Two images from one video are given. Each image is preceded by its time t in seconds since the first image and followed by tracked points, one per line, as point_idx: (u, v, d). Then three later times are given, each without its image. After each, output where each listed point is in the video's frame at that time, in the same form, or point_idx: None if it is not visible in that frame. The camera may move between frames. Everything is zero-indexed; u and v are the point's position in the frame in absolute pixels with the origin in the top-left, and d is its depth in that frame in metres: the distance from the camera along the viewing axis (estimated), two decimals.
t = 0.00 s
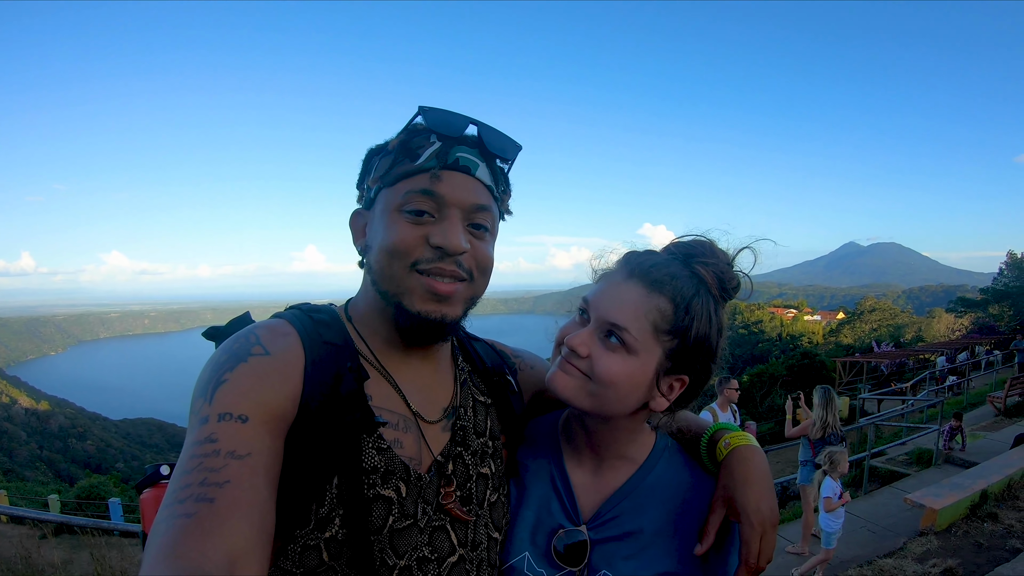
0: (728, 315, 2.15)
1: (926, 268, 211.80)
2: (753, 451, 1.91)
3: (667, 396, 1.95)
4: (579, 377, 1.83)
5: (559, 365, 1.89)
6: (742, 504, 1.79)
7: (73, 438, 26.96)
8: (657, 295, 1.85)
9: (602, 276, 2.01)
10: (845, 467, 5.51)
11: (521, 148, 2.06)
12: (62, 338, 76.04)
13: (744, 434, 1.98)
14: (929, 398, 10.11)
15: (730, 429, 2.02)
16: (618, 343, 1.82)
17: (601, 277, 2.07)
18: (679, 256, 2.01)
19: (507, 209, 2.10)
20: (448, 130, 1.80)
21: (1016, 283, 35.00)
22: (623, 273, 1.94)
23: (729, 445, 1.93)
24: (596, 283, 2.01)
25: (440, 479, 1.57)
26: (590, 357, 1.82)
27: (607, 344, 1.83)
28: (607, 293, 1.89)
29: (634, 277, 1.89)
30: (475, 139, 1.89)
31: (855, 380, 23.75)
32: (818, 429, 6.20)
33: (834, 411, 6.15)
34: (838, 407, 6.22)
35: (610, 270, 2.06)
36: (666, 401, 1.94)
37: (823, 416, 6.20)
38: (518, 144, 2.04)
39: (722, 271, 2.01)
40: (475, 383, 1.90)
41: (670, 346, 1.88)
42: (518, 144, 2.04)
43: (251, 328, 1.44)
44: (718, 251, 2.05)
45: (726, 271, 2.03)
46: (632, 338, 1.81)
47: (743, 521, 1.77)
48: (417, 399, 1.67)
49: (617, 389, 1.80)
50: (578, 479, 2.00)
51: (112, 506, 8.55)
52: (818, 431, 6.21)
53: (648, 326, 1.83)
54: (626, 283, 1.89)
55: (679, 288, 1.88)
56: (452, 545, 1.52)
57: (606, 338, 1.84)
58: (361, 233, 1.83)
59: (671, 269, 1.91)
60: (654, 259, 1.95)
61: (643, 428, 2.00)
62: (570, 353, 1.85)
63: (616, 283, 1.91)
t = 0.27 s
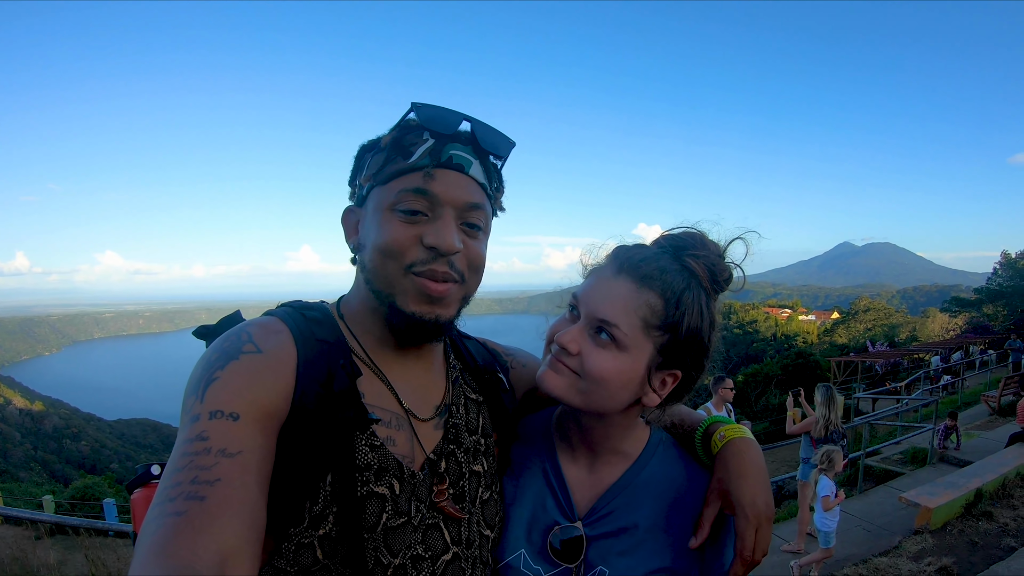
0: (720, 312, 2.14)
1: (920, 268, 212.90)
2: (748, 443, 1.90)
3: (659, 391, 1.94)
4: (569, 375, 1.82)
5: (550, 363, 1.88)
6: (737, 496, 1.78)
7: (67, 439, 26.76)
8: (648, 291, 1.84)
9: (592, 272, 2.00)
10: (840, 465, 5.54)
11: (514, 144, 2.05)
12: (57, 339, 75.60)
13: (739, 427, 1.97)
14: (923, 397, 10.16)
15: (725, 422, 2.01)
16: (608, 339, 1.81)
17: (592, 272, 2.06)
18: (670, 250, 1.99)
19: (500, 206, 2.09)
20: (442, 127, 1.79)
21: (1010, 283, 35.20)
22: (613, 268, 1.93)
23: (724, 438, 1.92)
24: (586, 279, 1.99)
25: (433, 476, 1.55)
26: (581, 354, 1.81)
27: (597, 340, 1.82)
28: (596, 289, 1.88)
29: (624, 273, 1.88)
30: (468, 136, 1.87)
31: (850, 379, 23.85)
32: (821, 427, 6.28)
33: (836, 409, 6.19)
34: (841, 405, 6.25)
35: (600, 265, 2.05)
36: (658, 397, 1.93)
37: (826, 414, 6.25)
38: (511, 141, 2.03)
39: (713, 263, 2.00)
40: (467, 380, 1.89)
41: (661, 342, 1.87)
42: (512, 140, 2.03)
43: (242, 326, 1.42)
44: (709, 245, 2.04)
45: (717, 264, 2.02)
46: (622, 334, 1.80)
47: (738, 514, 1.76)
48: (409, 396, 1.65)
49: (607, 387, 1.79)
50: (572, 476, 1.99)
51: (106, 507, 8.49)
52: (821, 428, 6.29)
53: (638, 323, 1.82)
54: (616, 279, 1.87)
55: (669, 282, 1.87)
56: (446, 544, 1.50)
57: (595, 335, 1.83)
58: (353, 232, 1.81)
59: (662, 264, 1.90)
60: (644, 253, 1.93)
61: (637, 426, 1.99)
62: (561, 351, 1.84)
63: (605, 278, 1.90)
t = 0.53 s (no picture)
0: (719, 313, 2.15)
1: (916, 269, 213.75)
2: (750, 445, 1.90)
3: (659, 394, 1.94)
4: (569, 379, 1.83)
5: (550, 367, 1.88)
6: (738, 497, 1.78)
7: (63, 439, 26.60)
8: (648, 295, 1.84)
9: (592, 275, 2.01)
10: (835, 465, 5.55)
11: (510, 141, 2.05)
12: (52, 338, 75.25)
13: (740, 428, 1.97)
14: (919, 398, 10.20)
15: (725, 424, 2.02)
16: (608, 343, 1.82)
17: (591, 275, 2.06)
18: (670, 252, 2.00)
19: (498, 205, 2.09)
20: (439, 127, 1.78)
21: (1005, 284, 35.40)
22: (612, 271, 1.93)
23: (725, 439, 1.92)
24: (585, 282, 2.00)
25: (433, 479, 1.55)
26: (580, 358, 1.81)
27: (597, 344, 1.82)
28: (597, 292, 1.88)
29: (624, 276, 1.88)
30: (465, 135, 1.87)
31: (846, 380, 23.94)
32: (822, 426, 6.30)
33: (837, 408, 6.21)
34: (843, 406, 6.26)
35: (600, 268, 2.05)
36: (658, 400, 1.94)
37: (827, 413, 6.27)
38: (507, 137, 2.03)
39: (712, 264, 2.01)
40: (466, 383, 1.89)
41: (661, 345, 1.87)
42: (507, 137, 2.03)
43: (242, 328, 1.42)
44: (707, 246, 2.05)
45: (717, 264, 2.02)
46: (622, 337, 1.81)
47: (740, 515, 1.77)
48: (409, 399, 1.65)
49: (608, 390, 1.79)
50: (572, 478, 1.99)
51: (102, 507, 8.44)
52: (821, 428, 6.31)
53: (638, 326, 1.82)
54: (615, 282, 1.88)
55: (670, 285, 1.87)
56: (446, 546, 1.50)
57: (596, 339, 1.83)
58: (352, 236, 1.81)
59: (661, 266, 1.90)
60: (644, 256, 1.93)
61: (637, 427, 1.99)
62: (561, 355, 1.85)
63: (605, 282, 1.90)
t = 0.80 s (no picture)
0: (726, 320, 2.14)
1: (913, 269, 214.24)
2: (755, 454, 1.90)
3: (666, 403, 1.95)
4: (577, 388, 1.83)
5: (557, 376, 1.89)
6: (742, 506, 1.79)
7: (60, 438, 26.54)
8: (656, 304, 1.84)
9: (599, 283, 2.00)
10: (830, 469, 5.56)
11: (510, 144, 2.05)
12: (49, 338, 75.09)
13: (744, 436, 1.97)
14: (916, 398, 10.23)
15: (730, 431, 2.02)
16: (616, 353, 1.82)
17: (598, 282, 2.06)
18: (678, 260, 2.00)
19: (499, 207, 2.08)
20: (438, 130, 1.78)
21: (1003, 284, 35.49)
22: (620, 280, 1.93)
23: (730, 448, 1.93)
24: (593, 290, 2.00)
25: (434, 488, 1.55)
26: (588, 367, 1.81)
27: (605, 353, 1.82)
28: (605, 301, 1.87)
29: (633, 284, 1.88)
30: (465, 138, 1.87)
31: (844, 380, 23.99)
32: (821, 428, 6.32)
33: (837, 410, 6.22)
34: (843, 408, 6.28)
35: (607, 275, 2.05)
36: (665, 409, 1.94)
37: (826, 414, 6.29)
38: (508, 141, 2.02)
39: (720, 274, 2.01)
40: (467, 390, 1.89)
41: (669, 354, 1.87)
42: (508, 140, 2.02)
43: (240, 336, 1.41)
44: (715, 253, 2.05)
45: (724, 273, 2.02)
46: (630, 347, 1.81)
47: (745, 524, 1.77)
48: (410, 408, 1.65)
49: (615, 400, 1.79)
50: (576, 484, 1.99)
51: (101, 508, 8.43)
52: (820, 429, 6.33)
53: (647, 334, 1.82)
54: (623, 291, 1.88)
55: (678, 295, 1.87)
56: (447, 555, 1.50)
57: (603, 348, 1.83)
58: (351, 240, 1.80)
59: (669, 275, 1.90)
60: (653, 265, 1.93)
61: (640, 434, 1.99)
62: (568, 364, 1.85)
63: (613, 290, 1.90)
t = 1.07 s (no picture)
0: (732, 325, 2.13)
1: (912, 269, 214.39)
2: (760, 460, 1.89)
3: (672, 412, 1.94)
4: (584, 398, 1.83)
5: (563, 386, 1.88)
6: (749, 513, 1.78)
7: (60, 438, 26.54)
8: (663, 313, 1.84)
9: (605, 291, 2.00)
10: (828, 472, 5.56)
11: (514, 147, 2.04)
12: (49, 337, 75.05)
13: (749, 441, 1.97)
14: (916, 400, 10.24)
15: (735, 436, 2.01)
16: (623, 363, 1.81)
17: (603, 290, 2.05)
18: (685, 267, 1.99)
19: (501, 211, 2.08)
20: (438, 133, 1.78)
21: (1002, 285, 35.53)
22: (627, 288, 1.92)
23: (735, 454, 1.92)
24: (599, 298, 1.99)
25: (437, 497, 1.55)
26: (594, 377, 1.81)
27: (612, 364, 1.82)
28: (612, 310, 1.87)
29: (640, 294, 1.87)
30: (466, 141, 1.86)
31: (843, 380, 24.01)
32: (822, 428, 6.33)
33: (840, 411, 6.21)
34: (844, 408, 6.28)
35: (613, 282, 2.04)
36: (672, 417, 1.93)
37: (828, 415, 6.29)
38: (510, 144, 2.02)
39: (727, 280, 2.00)
40: (469, 396, 1.88)
41: (677, 363, 1.86)
42: (511, 144, 2.02)
43: (239, 345, 1.41)
44: (722, 260, 2.04)
45: (731, 279, 2.02)
46: (639, 358, 1.80)
47: (751, 531, 1.76)
48: (413, 416, 1.65)
49: (621, 410, 1.79)
50: (580, 491, 1.98)
51: (100, 509, 8.41)
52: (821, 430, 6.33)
53: (653, 344, 1.82)
54: (630, 300, 1.87)
55: (684, 304, 1.86)
56: (450, 564, 1.50)
57: (611, 358, 1.82)
58: (351, 245, 1.80)
59: (676, 283, 1.89)
60: (659, 273, 1.93)
61: (645, 440, 1.98)
62: (575, 374, 1.84)
63: (619, 299, 1.90)
